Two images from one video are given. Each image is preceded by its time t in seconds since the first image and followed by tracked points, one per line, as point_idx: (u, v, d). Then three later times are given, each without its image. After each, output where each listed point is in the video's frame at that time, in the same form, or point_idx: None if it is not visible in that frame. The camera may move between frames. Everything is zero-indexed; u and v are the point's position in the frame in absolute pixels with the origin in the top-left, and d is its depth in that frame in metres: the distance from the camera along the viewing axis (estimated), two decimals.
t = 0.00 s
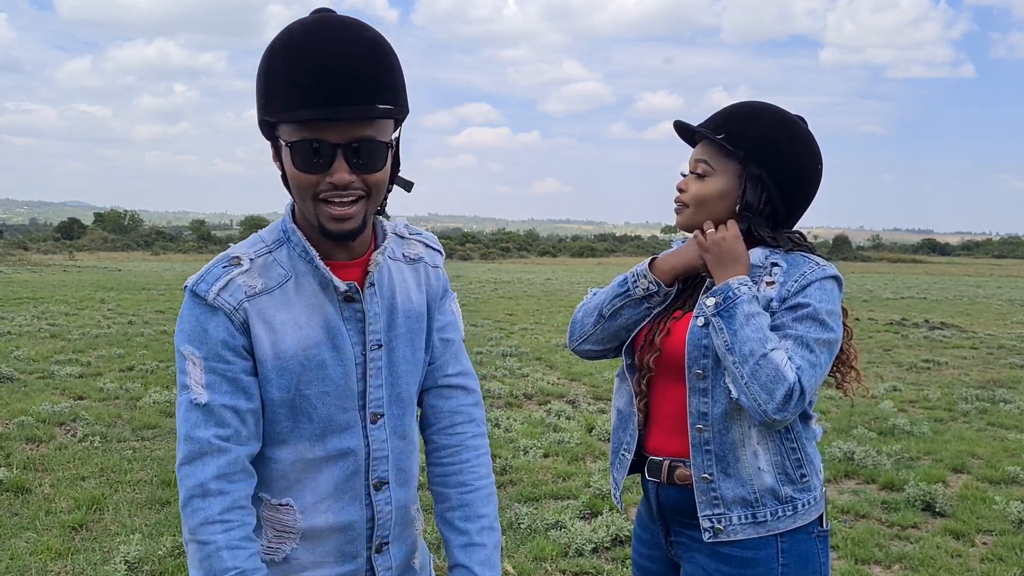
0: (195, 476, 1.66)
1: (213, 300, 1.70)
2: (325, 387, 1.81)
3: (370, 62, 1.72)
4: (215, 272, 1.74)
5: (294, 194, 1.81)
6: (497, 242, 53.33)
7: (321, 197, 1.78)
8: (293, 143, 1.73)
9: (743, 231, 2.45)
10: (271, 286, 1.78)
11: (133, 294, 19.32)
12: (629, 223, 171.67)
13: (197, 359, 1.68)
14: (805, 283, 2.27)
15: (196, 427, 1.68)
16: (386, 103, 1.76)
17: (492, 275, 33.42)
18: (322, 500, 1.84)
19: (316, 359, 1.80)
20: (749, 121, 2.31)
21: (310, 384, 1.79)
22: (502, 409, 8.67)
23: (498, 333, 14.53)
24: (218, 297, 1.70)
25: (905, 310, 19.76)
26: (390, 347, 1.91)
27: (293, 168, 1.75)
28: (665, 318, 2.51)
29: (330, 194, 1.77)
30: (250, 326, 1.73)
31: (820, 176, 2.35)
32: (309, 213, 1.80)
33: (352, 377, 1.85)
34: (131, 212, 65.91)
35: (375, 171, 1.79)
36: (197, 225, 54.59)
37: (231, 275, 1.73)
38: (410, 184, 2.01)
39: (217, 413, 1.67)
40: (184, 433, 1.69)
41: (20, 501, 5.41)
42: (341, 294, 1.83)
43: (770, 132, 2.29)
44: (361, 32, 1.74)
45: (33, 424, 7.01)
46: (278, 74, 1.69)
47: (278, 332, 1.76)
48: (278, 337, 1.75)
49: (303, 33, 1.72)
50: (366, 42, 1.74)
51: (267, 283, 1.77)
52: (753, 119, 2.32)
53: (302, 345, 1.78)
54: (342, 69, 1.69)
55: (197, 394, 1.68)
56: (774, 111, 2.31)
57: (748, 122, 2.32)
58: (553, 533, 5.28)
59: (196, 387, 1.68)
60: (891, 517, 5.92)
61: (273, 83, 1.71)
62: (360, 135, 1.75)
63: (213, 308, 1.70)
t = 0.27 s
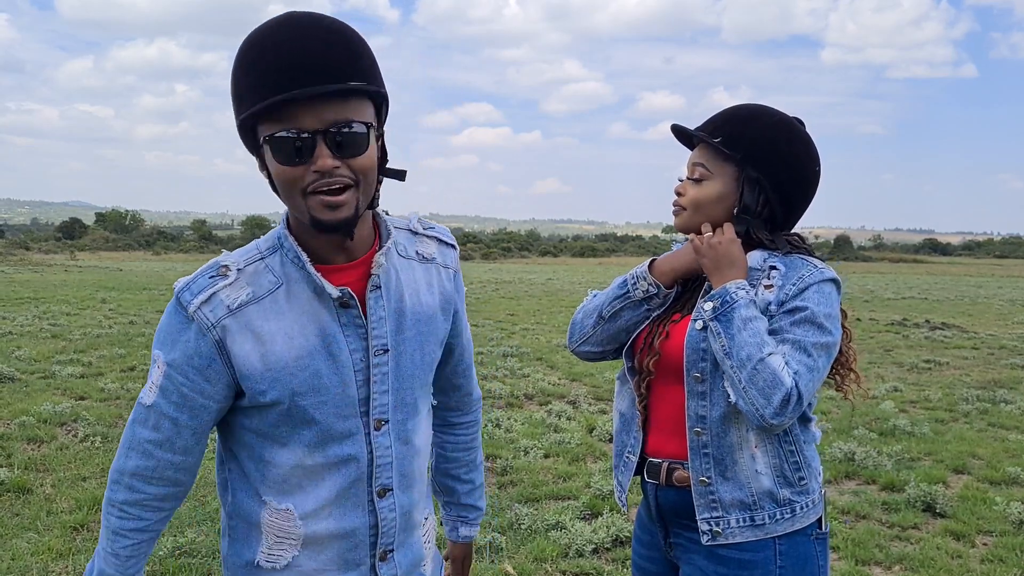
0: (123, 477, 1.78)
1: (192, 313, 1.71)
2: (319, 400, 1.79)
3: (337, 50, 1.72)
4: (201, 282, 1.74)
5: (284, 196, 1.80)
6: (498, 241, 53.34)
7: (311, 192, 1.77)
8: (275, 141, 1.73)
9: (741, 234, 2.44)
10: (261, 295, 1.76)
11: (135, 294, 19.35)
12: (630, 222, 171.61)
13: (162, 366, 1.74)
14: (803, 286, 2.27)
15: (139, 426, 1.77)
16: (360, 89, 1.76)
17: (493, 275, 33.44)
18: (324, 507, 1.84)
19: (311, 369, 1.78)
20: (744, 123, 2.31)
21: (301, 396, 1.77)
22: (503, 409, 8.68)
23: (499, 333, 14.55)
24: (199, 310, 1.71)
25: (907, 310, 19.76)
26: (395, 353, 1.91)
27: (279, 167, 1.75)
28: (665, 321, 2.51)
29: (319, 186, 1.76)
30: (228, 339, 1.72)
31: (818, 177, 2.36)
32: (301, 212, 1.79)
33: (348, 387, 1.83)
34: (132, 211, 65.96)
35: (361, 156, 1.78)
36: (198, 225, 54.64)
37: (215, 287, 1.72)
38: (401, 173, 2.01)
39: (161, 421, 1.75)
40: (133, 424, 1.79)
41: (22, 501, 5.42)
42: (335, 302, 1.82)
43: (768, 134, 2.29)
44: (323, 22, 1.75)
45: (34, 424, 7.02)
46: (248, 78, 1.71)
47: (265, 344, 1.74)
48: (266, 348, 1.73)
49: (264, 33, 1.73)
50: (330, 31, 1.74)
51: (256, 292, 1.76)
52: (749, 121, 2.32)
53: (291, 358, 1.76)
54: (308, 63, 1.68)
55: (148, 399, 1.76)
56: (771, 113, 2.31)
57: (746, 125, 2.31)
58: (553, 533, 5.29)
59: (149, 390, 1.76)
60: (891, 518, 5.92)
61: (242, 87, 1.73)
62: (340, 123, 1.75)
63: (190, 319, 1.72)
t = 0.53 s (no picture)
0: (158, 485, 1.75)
1: (212, 301, 1.73)
2: (333, 379, 1.79)
3: (367, 46, 1.77)
4: (218, 274, 1.78)
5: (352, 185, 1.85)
6: (498, 241, 53.33)
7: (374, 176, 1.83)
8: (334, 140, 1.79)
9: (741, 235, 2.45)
10: (275, 283, 1.78)
11: (136, 294, 19.35)
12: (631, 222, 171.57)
13: (184, 363, 1.74)
14: (804, 287, 2.27)
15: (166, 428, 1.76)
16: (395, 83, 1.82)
17: (493, 275, 33.44)
18: (341, 495, 1.83)
19: (326, 352, 1.79)
20: (748, 123, 2.32)
21: (317, 377, 1.77)
22: (504, 409, 8.68)
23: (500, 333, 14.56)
24: (218, 299, 1.74)
25: (907, 310, 19.76)
26: (405, 340, 1.91)
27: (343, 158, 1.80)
28: (664, 323, 2.52)
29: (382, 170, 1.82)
30: (248, 324, 1.74)
31: (819, 178, 2.36)
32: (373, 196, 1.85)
33: (360, 369, 1.83)
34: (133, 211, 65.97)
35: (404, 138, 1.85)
36: (199, 225, 54.64)
37: (233, 276, 1.76)
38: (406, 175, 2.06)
39: (188, 417, 1.75)
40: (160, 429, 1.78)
41: (24, 501, 5.43)
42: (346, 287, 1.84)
43: (769, 136, 2.30)
44: (353, 19, 1.80)
45: (36, 424, 7.02)
46: (281, 76, 1.78)
47: (283, 328, 1.76)
48: (283, 333, 1.75)
49: (294, 31, 1.79)
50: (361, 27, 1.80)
51: (271, 281, 1.78)
52: (752, 122, 2.32)
53: (307, 339, 1.77)
54: (344, 58, 1.76)
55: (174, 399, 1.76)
56: (773, 115, 2.32)
57: (748, 126, 2.32)
58: (554, 534, 5.29)
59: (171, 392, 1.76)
60: (893, 518, 5.92)
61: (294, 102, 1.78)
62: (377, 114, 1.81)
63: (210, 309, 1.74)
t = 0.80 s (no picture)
0: (288, 442, 1.61)
1: (264, 268, 1.79)
2: (365, 351, 1.83)
3: (377, 57, 1.82)
4: (265, 251, 1.85)
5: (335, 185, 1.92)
6: (499, 241, 53.34)
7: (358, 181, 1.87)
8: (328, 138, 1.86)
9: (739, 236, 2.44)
10: (316, 262, 1.86)
11: (137, 294, 19.38)
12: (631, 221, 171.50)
13: (249, 324, 1.72)
14: (801, 287, 2.27)
15: (264, 380, 1.67)
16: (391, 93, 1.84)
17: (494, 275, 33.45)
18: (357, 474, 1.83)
19: (360, 324, 1.84)
20: (745, 126, 2.32)
21: (351, 348, 1.81)
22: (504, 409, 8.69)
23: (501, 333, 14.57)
24: (268, 267, 1.79)
25: (908, 310, 19.74)
26: (425, 327, 1.95)
27: (330, 158, 1.87)
28: (663, 323, 2.52)
29: (364, 174, 1.87)
30: (296, 291, 1.80)
31: (816, 180, 2.37)
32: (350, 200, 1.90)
33: (388, 346, 1.87)
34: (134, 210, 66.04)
35: (401, 150, 1.88)
36: (200, 224, 54.67)
37: (279, 251, 1.84)
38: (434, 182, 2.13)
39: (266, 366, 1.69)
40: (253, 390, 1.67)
41: (25, 501, 5.44)
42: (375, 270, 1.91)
43: (768, 139, 2.30)
44: (371, 32, 1.86)
45: (37, 424, 7.04)
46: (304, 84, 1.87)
47: (324, 300, 1.82)
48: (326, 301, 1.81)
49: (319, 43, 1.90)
50: (374, 38, 1.85)
51: (312, 260, 1.86)
52: (750, 125, 2.33)
53: (346, 311, 1.83)
54: (345, 69, 1.81)
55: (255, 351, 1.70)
56: (771, 117, 2.33)
57: (747, 129, 2.32)
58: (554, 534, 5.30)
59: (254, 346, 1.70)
60: (893, 518, 5.93)
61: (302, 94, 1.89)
62: (362, 121, 1.85)
63: (262, 278, 1.79)
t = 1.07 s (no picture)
0: (288, 405, 1.77)
1: (301, 266, 1.93)
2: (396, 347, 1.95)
3: (403, 65, 1.93)
4: (305, 250, 1.99)
5: (378, 189, 1.98)
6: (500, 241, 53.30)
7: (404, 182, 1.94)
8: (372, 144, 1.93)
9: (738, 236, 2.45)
10: (351, 262, 1.99)
11: (137, 294, 19.36)
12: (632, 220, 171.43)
13: (283, 316, 1.87)
14: (801, 287, 2.28)
15: (283, 373, 1.81)
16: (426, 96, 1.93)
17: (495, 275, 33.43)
18: (385, 462, 1.92)
19: (389, 321, 1.96)
20: (746, 127, 2.32)
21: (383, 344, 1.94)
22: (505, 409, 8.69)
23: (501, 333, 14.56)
24: (305, 265, 1.94)
25: (908, 310, 19.73)
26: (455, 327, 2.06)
27: (375, 164, 1.94)
28: (662, 322, 2.53)
29: (410, 176, 1.93)
30: (331, 288, 1.93)
31: (816, 180, 2.37)
32: (394, 200, 1.97)
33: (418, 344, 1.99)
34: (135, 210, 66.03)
35: (441, 148, 1.97)
36: (201, 224, 54.64)
37: (317, 250, 1.98)
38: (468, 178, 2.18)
39: (295, 360, 1.82)
40: (272, 380, 1.81)
41: (25, 501, 5.44)
42: (411, 270, 2.03)
43: (768, 140, 2.30)
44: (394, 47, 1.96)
45: (38, 424, 7.04)
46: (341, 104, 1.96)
47: (357, 297, 1.95)
48: (358, 298, 1.94)
49: (345, 70, 1.98)
50: (398, 52, 1.95)
51: (348, 259, 1.99)
52: (751, 125, 2.33)
53: (378, 309, 1.95)
54: (382, 87, 1.91)
55: (283, 344, 1.83)
56: (772, 118, 2.33)
57: (747, 129, 2.32)
58: (554, 534, 5.30)
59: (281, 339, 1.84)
60: (892, 518, 5.93)
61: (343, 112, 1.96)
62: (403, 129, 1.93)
63: (300, 273, 1.93)
